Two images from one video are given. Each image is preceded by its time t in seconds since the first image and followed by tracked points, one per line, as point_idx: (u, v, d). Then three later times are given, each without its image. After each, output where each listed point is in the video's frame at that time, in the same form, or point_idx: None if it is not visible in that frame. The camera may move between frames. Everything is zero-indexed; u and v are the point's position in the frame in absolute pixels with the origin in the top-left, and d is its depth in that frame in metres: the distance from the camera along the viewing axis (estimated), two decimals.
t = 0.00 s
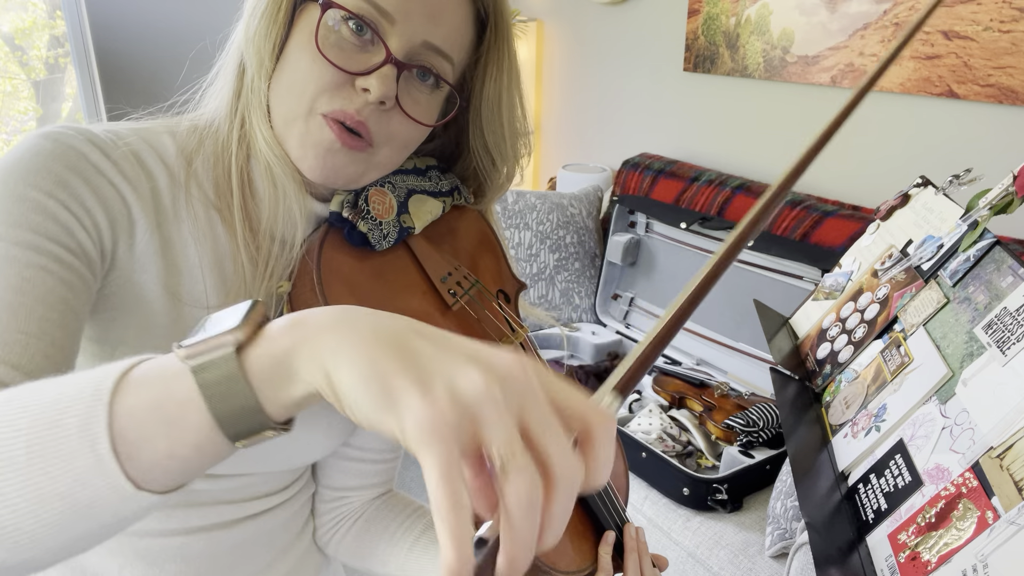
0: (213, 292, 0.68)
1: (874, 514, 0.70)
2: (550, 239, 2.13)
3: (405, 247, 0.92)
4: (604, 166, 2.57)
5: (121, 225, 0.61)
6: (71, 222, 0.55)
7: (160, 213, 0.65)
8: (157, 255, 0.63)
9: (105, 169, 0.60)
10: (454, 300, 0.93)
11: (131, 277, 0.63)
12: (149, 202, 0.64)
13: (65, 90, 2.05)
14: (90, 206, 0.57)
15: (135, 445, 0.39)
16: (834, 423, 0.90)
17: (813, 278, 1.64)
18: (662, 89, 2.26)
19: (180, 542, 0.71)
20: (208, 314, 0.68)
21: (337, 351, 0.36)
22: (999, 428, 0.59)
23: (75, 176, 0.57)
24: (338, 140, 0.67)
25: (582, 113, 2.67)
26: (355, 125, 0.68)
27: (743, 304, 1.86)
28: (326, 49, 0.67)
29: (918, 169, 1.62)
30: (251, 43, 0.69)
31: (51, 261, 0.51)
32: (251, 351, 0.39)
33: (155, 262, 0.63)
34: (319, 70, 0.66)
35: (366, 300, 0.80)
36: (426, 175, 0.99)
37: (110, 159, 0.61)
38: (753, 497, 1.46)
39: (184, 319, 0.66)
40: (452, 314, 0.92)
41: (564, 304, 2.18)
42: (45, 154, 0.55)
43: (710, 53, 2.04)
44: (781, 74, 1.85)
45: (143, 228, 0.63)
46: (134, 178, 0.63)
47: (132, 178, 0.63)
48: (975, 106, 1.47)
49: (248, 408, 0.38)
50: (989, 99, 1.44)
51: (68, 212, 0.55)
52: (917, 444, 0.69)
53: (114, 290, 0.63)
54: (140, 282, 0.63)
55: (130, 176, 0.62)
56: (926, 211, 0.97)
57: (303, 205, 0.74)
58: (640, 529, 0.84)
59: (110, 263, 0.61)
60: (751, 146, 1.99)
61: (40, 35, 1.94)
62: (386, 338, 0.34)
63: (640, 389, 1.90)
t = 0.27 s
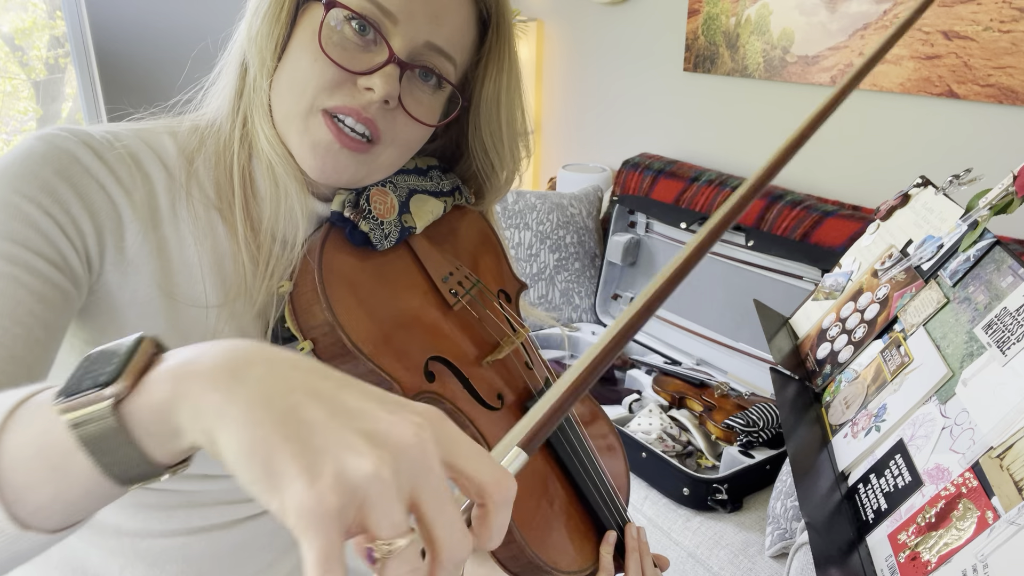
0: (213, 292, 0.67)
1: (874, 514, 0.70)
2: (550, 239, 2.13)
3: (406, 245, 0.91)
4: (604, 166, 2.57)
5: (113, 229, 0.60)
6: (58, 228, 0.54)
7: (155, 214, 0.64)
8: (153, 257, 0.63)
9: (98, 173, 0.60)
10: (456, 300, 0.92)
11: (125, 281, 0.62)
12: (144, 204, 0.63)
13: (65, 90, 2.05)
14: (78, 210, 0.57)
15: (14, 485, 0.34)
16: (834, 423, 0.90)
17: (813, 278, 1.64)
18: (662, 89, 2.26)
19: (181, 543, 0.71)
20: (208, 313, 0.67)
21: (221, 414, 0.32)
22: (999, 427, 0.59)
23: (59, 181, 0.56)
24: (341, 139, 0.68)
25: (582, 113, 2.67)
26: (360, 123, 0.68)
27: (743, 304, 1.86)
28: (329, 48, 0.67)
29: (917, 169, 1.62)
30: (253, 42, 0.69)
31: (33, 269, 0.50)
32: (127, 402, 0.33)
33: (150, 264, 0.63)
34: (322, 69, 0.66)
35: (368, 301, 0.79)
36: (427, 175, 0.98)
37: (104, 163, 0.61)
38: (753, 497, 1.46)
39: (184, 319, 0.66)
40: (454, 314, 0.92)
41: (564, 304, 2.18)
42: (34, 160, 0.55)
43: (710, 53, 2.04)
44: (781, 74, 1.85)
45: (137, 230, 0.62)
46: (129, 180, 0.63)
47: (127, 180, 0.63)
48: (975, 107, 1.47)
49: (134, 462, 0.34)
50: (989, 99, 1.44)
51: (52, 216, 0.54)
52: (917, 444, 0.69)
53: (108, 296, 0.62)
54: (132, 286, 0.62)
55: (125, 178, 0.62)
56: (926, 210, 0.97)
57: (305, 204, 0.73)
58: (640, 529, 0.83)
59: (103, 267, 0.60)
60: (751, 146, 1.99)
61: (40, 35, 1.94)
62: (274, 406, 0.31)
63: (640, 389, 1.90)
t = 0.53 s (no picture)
0: (210, 293, 0.68)
1: (874, 514, 0.70)
2: (550, 239, 2.13)
3: (408, 249, 0.90)
4: (604, 166, 2.57)
5: (109, 234, 0.61)
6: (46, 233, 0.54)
7: (152, 218, 0.65)
8: (150, 260, 0.64)
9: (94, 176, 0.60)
10: (457, 302, 0.92)
11: (120, 285, 0.62)
12: (140, 208, 0.64)
13: (65, 90, 2.05)
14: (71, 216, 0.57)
15: None
16: (834, 423, 0.90)
17: (814, 278, 1.64)
18: (662, 89, 2.27)
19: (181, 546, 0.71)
20: (205, 315, 0.68)
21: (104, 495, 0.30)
22: (999, 428, 0.59)
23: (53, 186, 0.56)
24: (345, 138, 0.67)
25: (582, 113, 2.67)
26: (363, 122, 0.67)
27: (743, 304, 1.86)
28: (332, 47, 0.66)
29: (917, 169, 1.62)
30: (257, 41, 0.68)
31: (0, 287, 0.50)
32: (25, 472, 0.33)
33: (147, 267, 0.63)
34: (325, 67, 0.65)
35: (369, 303, 0.79)
36: (429, 177, 0.95)
37: (101, 166, 0.61)
38: (753, 497, 1.46)
39: (180, 321, 0.66)
40: (455, 317, 0.91)
41: (564, 304, 2.18)
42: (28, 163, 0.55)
43: (710, 53, 2.04)
44: (781, 74, 1.85)
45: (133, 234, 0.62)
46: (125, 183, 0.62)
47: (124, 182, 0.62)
48: (975, 107, 1.47)
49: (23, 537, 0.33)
50: (989, 99, 1.44)
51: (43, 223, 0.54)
52: (917, 444, 0.69)
53: (101, 301, 0.62)
54: (127, 290, 0.62)
55: (121, 181, 0.62)
56: (926, 210, 0.97)
57: (305, 205, 0.73)
58: (640, 533, 0.84)
59: (98, 271, 0.60)
60: (750, 146, 1.99)
61: (40, 35, 1.94)
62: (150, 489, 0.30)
63: (640, 389, 1.90)
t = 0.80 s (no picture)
0: (212, 297, 0.67)
1: (874, 513, 0.70)
2: (550, 239, 2.13)
3: (414, 257, 0.89)
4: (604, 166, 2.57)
5: (110, 240, 0.60)
6: (54, 249, 0.55)
7: (154, 224, 0.64)
8: (151, 266, 0.63)
9: (97, 182, 0.60)
10: (461, 312, 0.91)
11: (122, 293, 0.63)
12: (143, 214, 0.63)
13: (65, 90, 2.05)
14: (78, 227, 0.57)
15: None
16: (834, 423, 0.90)
17: (814, 278, 1.64)
18: (662, 89, 2.27)
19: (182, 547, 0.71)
20: (204, 319, 0.67)
21: None
22: (999, 428, 0.59)
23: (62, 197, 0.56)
24: (351, 145, 0.65)
25: (582, 113, 2.67)
26: (369, 131, 0.66)
27: (743, 304, 1.86)
28: (342, 54, 0.65)
29: (917, 169, 1.63)
30: (266, 46, 0.67)
31: None
32: None
33: (148, 274, 0.63)
34: (334, 75, 0.64)
35: (373, 311, 0.77)
36: (436, 184, 0.94)
37: (105, 170, 0.61)
38: (753, 497, 1.46)
39: (179, 326, 0.66)
40: (458, 327, 0.90)
41: (564, 304, 2.19)
42: (37, 172, 0.55)
43: (710, 53, 2.04)
44: (781, 74, 1.85)
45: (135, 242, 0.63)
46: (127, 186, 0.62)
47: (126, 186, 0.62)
48: (975, 107, 1.47)
49: None
50: (989, 99, 1.44)
51: (52, 237, 0.54)
52: (917, 444, 0.69)
53: (102, 309, 0.62)
54: (129, 296, 0.63)
55: (125, 187, 0.62)
56: (926, 211, 0.97)
57: (311, 211, 0.72)
58: (639, 549, 0.84)
59: (101, 279, 0.60)
60: (750, 146, 2.00)
61: (40, 36, 1.95)
62: None
63: (640, 389, 1.90)
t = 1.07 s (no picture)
0: (214, 308, 0.66)
1: (874, 513, 0.70)
2: (550, 239, 2.12)
3: (422, 271, 0.89)
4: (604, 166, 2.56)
5: (109, 258, 0.60)
6: (51, 273, 0.55)
7: (154, 239, 0.63)
8: (152, 281, 0.63)
9: (96, 200, 0.59)
10: (469, 326, 0.91)
11: (124, 308, 0.62)
12: (144, 229, 0.62)
13: (65, 90, 2.05)
14: (77, 249, 0.57)
15: None
16: (834, 423, 0.90)
17: (813, 278, 1.64)
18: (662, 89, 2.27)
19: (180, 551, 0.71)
20: (205, 330, 0.66)
21: None
22: (999, 428, 0.59)
23: (58, 219, 0.56)
24: (363, 164, 0.63)
25: (582, 113, 2.67)
26: (380, 152, 0.64)
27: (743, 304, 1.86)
28: (354, 73, 0.63)
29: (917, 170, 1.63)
30: (277, 59, 0.65)
31: None
32: None
33: (149, 289, 0.62)
34: (347, 95, 0.62)
35: (380, 323, 0.77)
36: (447, 198, 0.91)
37: (103, 185, 0.60)
38: (753, 497, 1.46)
39: (179, 337, 0.65)
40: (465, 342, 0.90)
41: (564, 304, 2.19)
42: (29, 198, 0.55)
43: (710, 53, 2.04)
44: (781, 74, 1.85)
45: (137, 258, 0.62)
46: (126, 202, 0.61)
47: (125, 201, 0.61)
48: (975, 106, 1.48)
49: None
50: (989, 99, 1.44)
51: (49, 262, 0.55)
52: (917, 444, 0.69)
53: (105, 323, 0.62)
54: (131, 310, 0.63)
55: (125, 203, 0.61)
56: (926, 211, 0.97)
57: (320, 220, 0.69)
58: (638, 566, 0.85)
59: (102, 296, 0.60)
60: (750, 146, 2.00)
61: (40, 36, 1.95)
62: None
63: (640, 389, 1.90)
